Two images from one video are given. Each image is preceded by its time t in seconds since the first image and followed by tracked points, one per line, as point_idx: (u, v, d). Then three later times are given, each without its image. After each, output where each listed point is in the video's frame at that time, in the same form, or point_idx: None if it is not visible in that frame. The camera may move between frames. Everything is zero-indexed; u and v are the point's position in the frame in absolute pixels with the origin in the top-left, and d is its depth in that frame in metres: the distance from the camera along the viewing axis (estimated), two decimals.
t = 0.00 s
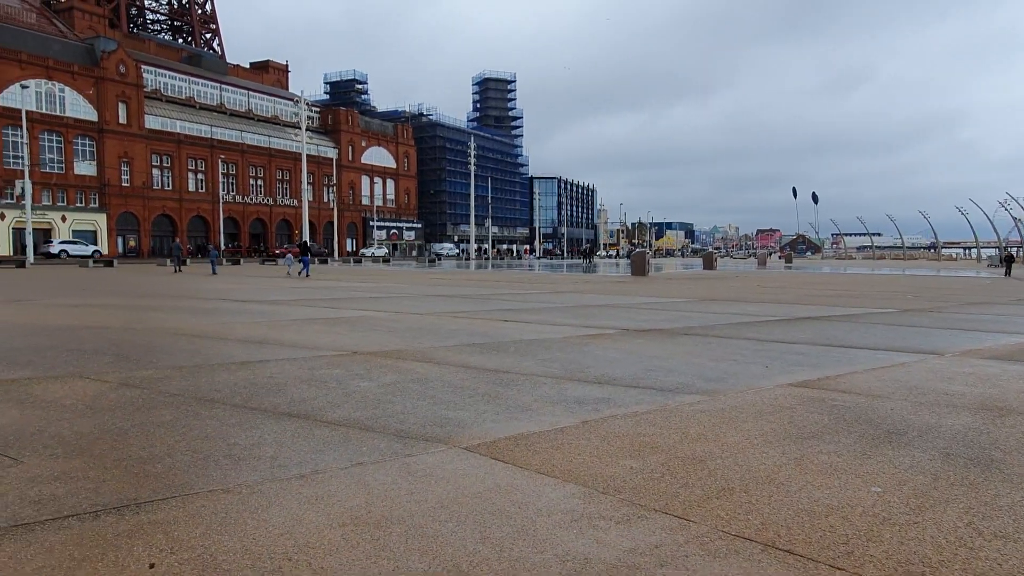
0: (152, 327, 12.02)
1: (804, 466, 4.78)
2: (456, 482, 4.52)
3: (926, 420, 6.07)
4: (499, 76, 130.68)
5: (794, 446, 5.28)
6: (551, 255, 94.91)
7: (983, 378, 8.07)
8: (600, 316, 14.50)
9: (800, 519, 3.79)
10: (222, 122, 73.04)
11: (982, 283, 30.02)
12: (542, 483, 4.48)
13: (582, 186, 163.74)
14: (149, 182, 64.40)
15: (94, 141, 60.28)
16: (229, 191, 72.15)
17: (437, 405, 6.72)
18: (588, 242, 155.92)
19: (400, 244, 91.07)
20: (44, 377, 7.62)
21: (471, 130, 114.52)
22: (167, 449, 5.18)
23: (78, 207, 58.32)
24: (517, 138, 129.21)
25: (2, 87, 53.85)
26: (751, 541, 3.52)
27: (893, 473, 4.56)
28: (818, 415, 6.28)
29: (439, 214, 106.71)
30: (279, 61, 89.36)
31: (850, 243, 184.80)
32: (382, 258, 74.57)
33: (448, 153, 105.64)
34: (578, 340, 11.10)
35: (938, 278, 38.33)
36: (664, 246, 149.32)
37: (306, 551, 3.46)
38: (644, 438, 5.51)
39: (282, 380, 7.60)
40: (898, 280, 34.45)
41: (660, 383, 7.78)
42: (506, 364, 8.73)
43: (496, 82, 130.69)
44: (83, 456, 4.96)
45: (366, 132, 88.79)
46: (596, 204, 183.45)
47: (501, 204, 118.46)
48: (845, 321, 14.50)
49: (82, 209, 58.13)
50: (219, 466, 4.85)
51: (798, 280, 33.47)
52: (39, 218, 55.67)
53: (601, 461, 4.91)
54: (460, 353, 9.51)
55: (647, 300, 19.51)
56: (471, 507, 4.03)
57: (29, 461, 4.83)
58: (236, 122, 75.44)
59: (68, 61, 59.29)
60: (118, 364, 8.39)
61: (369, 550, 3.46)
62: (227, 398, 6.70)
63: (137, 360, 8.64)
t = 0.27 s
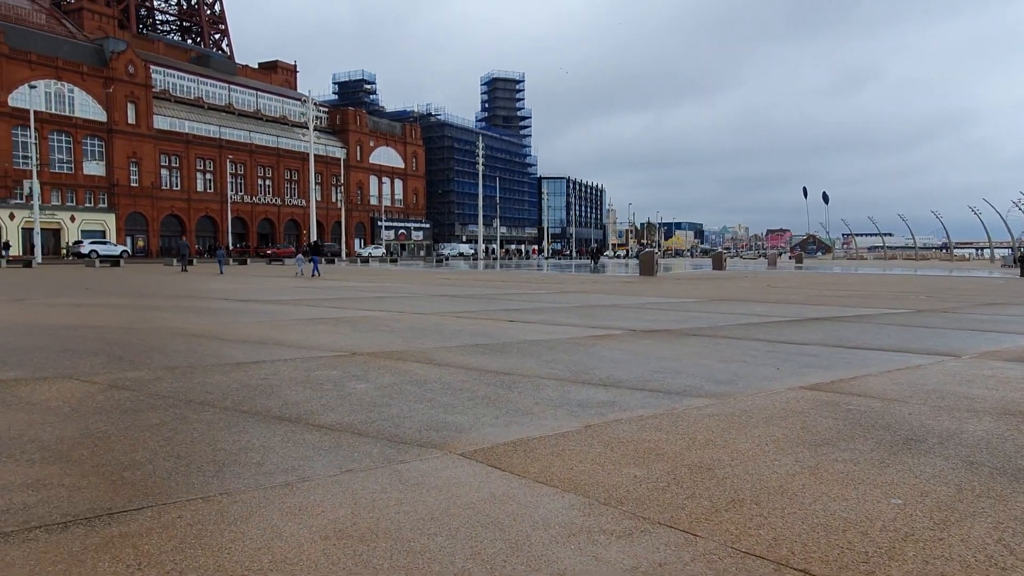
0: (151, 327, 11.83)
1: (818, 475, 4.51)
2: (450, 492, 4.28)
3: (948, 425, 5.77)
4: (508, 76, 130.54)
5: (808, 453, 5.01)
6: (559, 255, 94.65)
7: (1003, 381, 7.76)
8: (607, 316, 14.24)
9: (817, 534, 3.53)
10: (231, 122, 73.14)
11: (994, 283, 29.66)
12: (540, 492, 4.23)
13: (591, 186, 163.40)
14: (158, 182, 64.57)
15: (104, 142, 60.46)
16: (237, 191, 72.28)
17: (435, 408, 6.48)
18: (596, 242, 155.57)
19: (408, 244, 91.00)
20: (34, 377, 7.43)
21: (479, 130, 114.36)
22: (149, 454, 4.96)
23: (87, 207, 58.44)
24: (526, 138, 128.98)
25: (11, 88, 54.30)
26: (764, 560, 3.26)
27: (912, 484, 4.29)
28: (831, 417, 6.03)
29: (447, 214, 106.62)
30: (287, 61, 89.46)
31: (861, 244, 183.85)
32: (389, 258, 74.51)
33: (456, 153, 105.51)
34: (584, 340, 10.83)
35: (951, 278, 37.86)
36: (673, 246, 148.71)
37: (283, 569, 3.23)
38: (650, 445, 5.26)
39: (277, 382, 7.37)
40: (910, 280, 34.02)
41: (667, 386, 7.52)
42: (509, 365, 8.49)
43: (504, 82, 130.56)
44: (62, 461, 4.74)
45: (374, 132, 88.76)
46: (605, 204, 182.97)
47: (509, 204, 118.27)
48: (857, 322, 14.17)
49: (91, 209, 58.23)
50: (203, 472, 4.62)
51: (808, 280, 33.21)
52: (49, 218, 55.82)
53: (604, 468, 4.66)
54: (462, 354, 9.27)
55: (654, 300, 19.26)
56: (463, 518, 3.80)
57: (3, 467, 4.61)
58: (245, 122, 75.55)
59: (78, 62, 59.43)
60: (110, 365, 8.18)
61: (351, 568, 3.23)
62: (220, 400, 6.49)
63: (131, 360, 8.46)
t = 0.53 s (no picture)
0: (146, 328, 11.60)
1: (831, 489, 4.24)
2: (439, 506, 4.02)
3: (969, 434, 5.47)
4: (514, 75, 130.33)
5: (821, 464, 4.73)
6: (565, 254, 94.37)
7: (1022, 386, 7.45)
8: (611, 317, 13.96)
9: (833, 559, 3.26)
10: (236, 122, 73.12)
11: (1005, 284, 29.22)
12: (535, 508, 3.97)
13: (597, 186, 162.98)
14: (164, 182, 64.59)
15: (109, 142, 60.50)
16: (243, 191, 72.28)
17: (430, 414, 6.22)
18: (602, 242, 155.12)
19: (414, 244, 90.85)
20: (18, 381, 7.20)
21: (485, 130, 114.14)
22: (125, 464, 4.71)
23: (93, 207, 58.47)
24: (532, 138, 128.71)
25: (17, 87, 54.44)
26: None
27: (934, 500, 4.02)
28: (844, 426, 5.74)
29: (453, 214, 106.44)
30: (293, 61, 89.41)
31: (869, 243, 182.89)
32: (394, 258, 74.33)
33: (462, 152, 105.31)
34: (586, 343, 10.53)
35: (961, 277, 37.46)
36: (679, 246, 148.12)
37: None
38: (653, 454, 4.99)
39: (267, 387, 7.12)
40: (920, 280, 33.65)
41: (672, 391, 7.23)
42: (509, 369, 8.22)
43: (510, 82, 130.37)
44: (33, 473, 4.50)
45: (379, 132, 88.64)
46: (611, 204, 182.57)
47: (515, 204, 118.05)
48: (867, 324, 13.83)
49: (97, 210, 58.24)
50: (180, 483, 4.37)
51: (816, 280, 32.83)
52: (54, 218, 55.79)
53: (605, 481, 4.40)
54: (461, 356, 9.00)
55: (660, 300, 18.96)
56: (450, 537, 3.54)
57: None
58: (250, 122, 75.52)
59: (83, 62, 59.44)
60: (98, 368, 7.94)
61: None
62: (207, 406, 6.24)
63: (119, 363, 8.22)
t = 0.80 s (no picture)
0: (139, 328, 11.34)
1: (838, 502, 3.95)
2: (417, 519, 3.77)
3: (985, 442, 5.17)
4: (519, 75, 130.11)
5: (829, 474, 4.44)
6: (570, 254, 94.04)
7: None
8: (614, 318, 13.66)
9: None
10: (241, 122, 73.05)
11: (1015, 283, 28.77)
12: (521, 522, 3.70)
13: (603, 186, 162.55)
14: (169, 182, 64.59)
15: (114, 142, 60.52)
16: (248, 191, 72.25)
17: (420, 418, 5.97)
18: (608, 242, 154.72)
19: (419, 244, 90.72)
20: None
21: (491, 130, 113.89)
22: (89, 473, 4.45)
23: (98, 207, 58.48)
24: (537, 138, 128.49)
25: (22, 88, 54.53)
26: None
27: (951, 515, 3.73)
28: (853, 432, 5.44)
29: (458, 214, 106.24)
30: (299, 61, 89.36)
31: (876, 243, 181.96)
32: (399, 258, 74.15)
33: (467, 152, 105.07)
34: (587, 344, 10.24)
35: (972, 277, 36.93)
36: (686, 246, 147.55)
37: None
38: (650, 462, 4.71)
39: (254, 389, 6.88)
40: (930, 280, 33.19)
41: (675, 394, 6.94)
42: (506, 371, 7.98)
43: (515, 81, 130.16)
44: None
45: (385, 132, 88.49)
46: (618, 203, 182.04)
47: (521, 204, 117.80)
48: (876, 325, 13.49)
49: (102, 209, 58.24)
50: (147, 493, 4.13)
51: (823, 280, 32.43)
52: (59, 218, 55.83)
53: (597, 492, 4.12)
54: (457, 358, 8.73)
55: (664, 300, 18.64)
56: (424, 556, 3.29)
57: None
58: (256, 122, 75.47)
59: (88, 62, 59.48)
60: (79, 369, 7.68)
61: None
62: (187, 410, 5.99)
63: (104, 364, 7.99)
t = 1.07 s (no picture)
0: (130, 330, 11.15)
1: (844, 522, 3.70)
2: (392, 540, 3.52)
3: (1000, 455, 4.89)
4: (525, 75, 130.00)
5: (834, 491, 4.18)
6: (576, 254, 93.77)
7: None
8: (615, 320, 13.42)
9: None
10: (246, 122, 73.04)
11: None
12: (502, 545, 3.46)
13: (609, 186, 162.30)
14: (173, 182, 64.59)
15: (119, 142, 60.54)
16: (252, 191, 72.23)
17: (408, 427, 5.73)
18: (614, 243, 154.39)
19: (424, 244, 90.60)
20: None
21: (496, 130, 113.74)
22: (53, 486, 4.23)
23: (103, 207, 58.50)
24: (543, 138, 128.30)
25: (27, 88, 54.65)
26: None
27: (965, 538, 3.48)
28: (859, 443, 5.18)
29: (463, 214, 106.08)
30: (304, 61, 89.38)
31: (884, 244, 181.12)
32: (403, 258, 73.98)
33: (472, 152, 104.94)
34: (586, 347, 9.98)
35: (980, 277, 36.60)
36: (692, 246, 147.09)
37: None
38: (645, 476, 4.46)
39: (237, 395, 6.65)
40: (937, 280, 32.89)
41: (674, 400, 6.68)
42: (500, 376, 7.73)
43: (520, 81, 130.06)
44: None
45: (390, 132, 88.42)
46: (624, 203, 181.82)
47: (526, 204, 117.61)
48: (885, 327, 13.18)
49: (107, 209, 58.26)
50: (111, 509, 3.90)
51: (829, 281, 32.12)
52: (64, 218, 55.73)
53: (587, 510, 3.87)
54: (451, 362, 8.49)
55: (667, 301, 18.37)
56: None
57: None
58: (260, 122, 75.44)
59: (93, 62, 59.54)
60: (61, 374, 7.46)
61: None
62: (165, 419, 5.75)
63: (87, 368, 7.77)
